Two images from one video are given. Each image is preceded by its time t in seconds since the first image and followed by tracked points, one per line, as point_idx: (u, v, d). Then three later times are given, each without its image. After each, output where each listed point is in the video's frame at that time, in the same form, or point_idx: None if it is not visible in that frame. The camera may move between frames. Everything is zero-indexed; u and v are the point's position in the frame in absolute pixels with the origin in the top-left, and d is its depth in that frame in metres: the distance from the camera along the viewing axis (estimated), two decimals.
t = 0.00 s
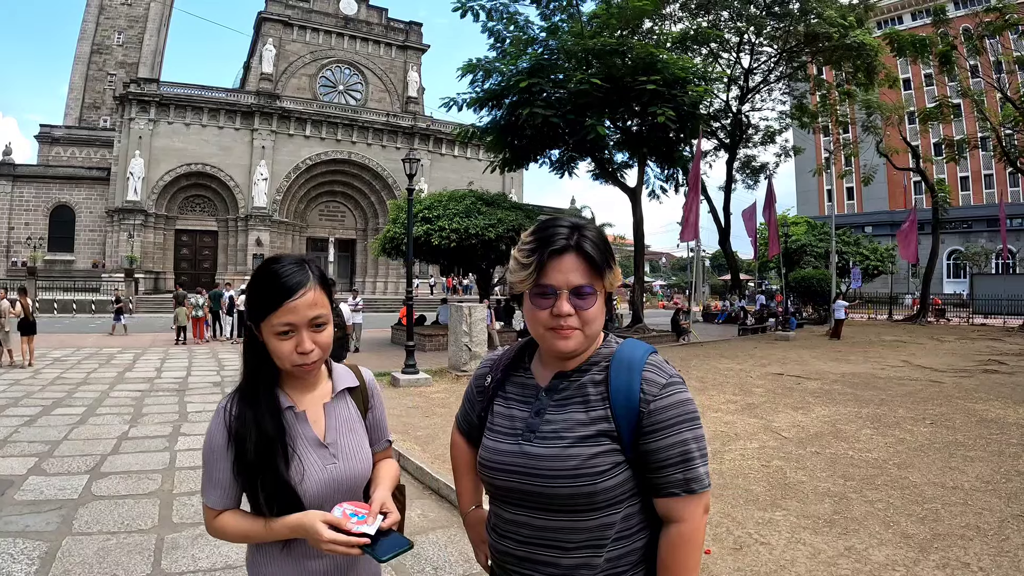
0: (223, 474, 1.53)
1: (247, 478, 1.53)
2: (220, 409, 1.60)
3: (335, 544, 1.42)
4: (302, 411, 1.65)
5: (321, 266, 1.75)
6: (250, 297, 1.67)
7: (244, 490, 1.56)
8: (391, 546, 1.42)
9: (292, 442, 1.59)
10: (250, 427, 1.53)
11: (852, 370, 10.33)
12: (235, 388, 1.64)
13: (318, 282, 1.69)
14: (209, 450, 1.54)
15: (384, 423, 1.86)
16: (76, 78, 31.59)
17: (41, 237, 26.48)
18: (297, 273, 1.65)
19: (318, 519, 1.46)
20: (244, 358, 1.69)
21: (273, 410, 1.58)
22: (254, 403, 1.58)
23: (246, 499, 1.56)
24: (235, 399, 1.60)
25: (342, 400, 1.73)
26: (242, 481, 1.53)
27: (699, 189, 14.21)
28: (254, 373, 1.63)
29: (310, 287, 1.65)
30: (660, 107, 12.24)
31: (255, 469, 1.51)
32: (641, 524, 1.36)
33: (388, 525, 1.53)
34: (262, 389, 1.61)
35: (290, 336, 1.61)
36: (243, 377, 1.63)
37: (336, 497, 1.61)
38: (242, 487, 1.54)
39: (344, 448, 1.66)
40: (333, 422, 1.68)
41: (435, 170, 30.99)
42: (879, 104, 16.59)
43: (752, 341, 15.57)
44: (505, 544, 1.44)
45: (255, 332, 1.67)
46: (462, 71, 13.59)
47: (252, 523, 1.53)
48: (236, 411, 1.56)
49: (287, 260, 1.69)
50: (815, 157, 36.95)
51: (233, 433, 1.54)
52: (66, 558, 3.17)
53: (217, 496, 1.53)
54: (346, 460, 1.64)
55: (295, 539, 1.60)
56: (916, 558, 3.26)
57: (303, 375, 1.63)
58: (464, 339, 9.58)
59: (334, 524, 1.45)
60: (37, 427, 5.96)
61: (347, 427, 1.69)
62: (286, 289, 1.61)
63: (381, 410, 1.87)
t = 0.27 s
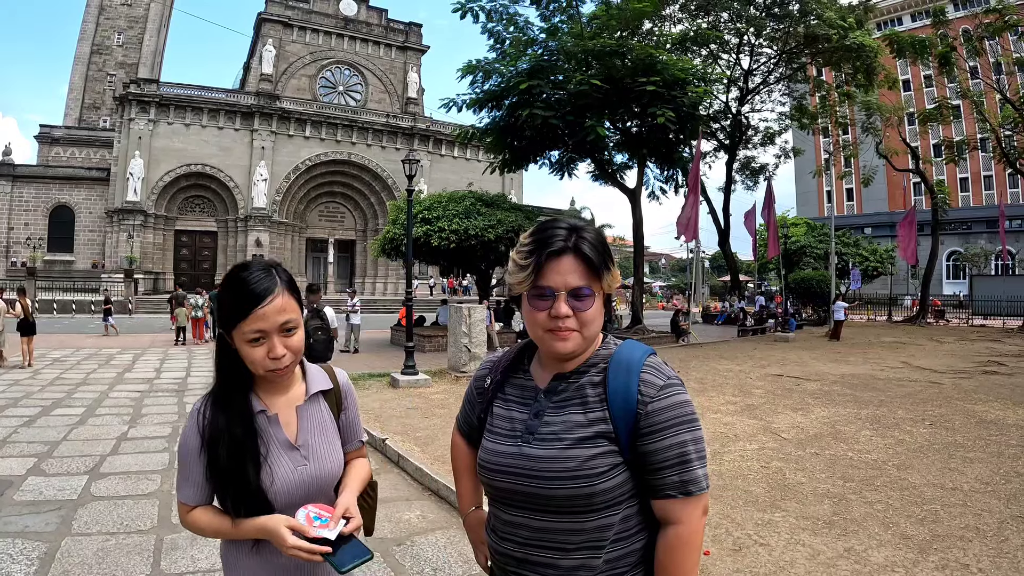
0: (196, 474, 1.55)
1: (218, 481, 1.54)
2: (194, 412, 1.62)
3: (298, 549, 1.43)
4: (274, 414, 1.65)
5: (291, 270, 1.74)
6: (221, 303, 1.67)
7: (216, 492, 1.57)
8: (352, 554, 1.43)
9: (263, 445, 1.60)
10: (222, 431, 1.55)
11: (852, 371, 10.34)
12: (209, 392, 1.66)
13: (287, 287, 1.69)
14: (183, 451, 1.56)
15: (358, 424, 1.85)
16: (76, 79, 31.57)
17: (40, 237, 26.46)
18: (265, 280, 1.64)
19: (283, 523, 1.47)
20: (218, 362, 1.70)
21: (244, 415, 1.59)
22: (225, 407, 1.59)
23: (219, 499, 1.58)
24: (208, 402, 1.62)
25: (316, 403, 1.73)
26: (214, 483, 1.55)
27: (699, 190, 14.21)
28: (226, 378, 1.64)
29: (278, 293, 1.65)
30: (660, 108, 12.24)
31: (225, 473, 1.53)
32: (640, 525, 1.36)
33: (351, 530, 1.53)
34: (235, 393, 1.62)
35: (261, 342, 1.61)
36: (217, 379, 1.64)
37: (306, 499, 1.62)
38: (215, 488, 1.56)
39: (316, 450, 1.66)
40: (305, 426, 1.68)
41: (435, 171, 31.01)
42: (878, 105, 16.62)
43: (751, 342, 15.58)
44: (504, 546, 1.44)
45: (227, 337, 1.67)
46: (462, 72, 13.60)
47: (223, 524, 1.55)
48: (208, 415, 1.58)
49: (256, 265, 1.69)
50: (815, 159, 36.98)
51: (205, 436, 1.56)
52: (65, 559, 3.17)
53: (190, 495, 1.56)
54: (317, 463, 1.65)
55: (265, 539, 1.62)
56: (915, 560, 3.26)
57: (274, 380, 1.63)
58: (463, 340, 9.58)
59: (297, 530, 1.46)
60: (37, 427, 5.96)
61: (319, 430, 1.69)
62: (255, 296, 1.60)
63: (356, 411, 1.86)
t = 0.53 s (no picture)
0: (178, 470, 1.56)
1: (199, 478, 1.55)
2: (177, 409, 1.62)
3: (275, 542, 1.43)
4: (254, 412, 1.65)
5: (271, 273, 1.75)
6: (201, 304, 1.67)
7: (198, 488, 1.58)
8: (330, 550, 1.43)
9: (243, 442, 1.61)
10: (203, 428, 1.55)
11: (851, 372, 10.35)
12: (192, 391, 1.66)
13: (266, 289, 1.70)
14: (166, 447, 1.57)
15: (341, 423, 1.84)
16: (76, 79, 31.57)
17: (40, 237, 26.45)
18: (244, 280, 1.65)
19: (262, 517, 1.48)
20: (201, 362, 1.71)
21: (225, 412, 1.59)
22: (206, 405, 1.59)
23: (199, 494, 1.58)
24: (191, 401, 1.62)
25: (297, 402, 1.73)
26: (196, 479, 1.55)
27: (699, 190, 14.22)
28: (207, 376, 1.64)
29: (258, 294, 1.65)
30: (660, 109, 12.25)
31: (205, 469, 1.54)
32: (640, 525, 1.36)
33: (329, 525, 1.53)
34: (216, 392, 1.62)
35: (241, 341, 1.61)
36: (197, 377, 1.64)
37: (287, 496, 1.62)
38: (196, 485, 1.57)
39: (295, 450, 1.66)
40: (286, 424, 1.67)
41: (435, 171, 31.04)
42: (878, 106, 16.61)
43: (751, 343, 15.60)
44: (505, 547, 1.44)
45: (208, 338, 1.67)
46: (462, 73, 13.60)
47: (203, 520, 1.55)
48: (190, 413, 1.59)
49: (237, 267, 1.70)
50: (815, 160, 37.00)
51: (187, 433, 1.56)
52: (65, 559, 3.17)
53: (172, 492, 1.56)
54: (298, 461, 1.65)
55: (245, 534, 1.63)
56: (914, 561, 3.26)
57: (256, 379, 1.63)
58: (463, 341, 9.59)
59: (275, 524, 1.46)
60: (36, 427, 5.96)
61: (300, 428, 1.69)
62: (235, 296, 1.61)
63: (339, 411, 1.86)
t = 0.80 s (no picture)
0: (166, 468, 1.56)
1: (186, 474, 1.55)
2: (165, 407, 1.63)
3: (259, 534, 1.44)
4: (240, 409, 1.65)
5: (255, 270, 1.75)
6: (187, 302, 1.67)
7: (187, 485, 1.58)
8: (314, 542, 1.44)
9: (229, 438, 1.61)
10: (189, 424, 1.56)
11: (851, 373, 10.35)
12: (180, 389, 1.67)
13: (250, 286, 1.70)
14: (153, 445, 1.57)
15: (331, 421, 1.84)
16: (77, 78, 31.57)
17: (40, 236, 26.43)
18: (229, 277, 1.65)
19: (246, 510, 1.48)
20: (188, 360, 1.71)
21: (210, 409, 1.59)
22: (192, 402, 1.60)
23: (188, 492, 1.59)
24: (177, 399, 1.63)
25: (284, 399, 1.73)
26: (184, 475, 1.55)
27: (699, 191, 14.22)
28: (193, 374, 1.64)
29: (242, 291, 1.65)
30: (660, 110, 12.24)
31: (191, 466, 1.54)
32: (640, 526, 1.36)
33: (315, 520, 1.53)
34: (202, 389, 1.62)
35: (226, 338, 1.61)
36: (183, 375, 1.64)
37: (274, 492, 1.62)
38: (184, 483, 1.57)
39: (283, 447, 1.65)
40: (272, 422, 1.67)
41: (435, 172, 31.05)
42: (879, 107, 16.60)
43: (751, 344, 15.59)
44: (506, 546, 1.44)
45: (194, 336, 1.67)
46: (462, 73, 13.60)
47: (191, 517, 1.56)
48: (177, 410, 1.59)
49: (221, 265, 1.70)
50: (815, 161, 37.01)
51: (175, 431, 1.57)
52: (64, 558, 3.17)
53: (161, 489, 1.56)
54: (286, 457, 1.65)
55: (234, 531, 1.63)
56: (914, 562, 3.26)
57: (241, 375, 1.63)
58: (463, 341, 9.59)
59: (259, 517, 1.47)
60: (35, 426, 5.95)
61: (287, 425, 1.69)
62: (218, 293, 1.61)
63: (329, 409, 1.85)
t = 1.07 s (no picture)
0: (161, 466, 1.56)
1: (182, 472, 1.55)
2: (161, 406, 1.63)
3: (254, 531, 1.44)
4: (237, 408, 1.65)
5: (251, 270, 1.75)
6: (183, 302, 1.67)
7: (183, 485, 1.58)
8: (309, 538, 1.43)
9: (225, 437, 1.61)
10: (185, 422, 1.56)
11: (851, 374, 10.35)
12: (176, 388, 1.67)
13: (245, 285, 1.70)
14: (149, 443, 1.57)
15: (328, 420, 1.83)
16: (77, 77, 31.58)
17: (40, 235, 26.43)
18: (224, 277, 1.66)
19: (241, 507, 1.48)
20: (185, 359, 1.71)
21: (205, 408, 1.59)
22: (187, 401, 1.60)
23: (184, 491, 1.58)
24: (174, 398, 1.63)
25: (280, 398, 1.73)
26: (179, 475, 1.55)
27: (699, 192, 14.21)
28: (189, 372, 1.64)
29: (237, 290, 1.65)
30: (660, 110, 12.23)
31: (186, 464, 1.54)
32: (639, 525, 1.36)
33: (312, 518, 1.53)
34: (198, 388, 1.62)
35: (222, 337, 1.61)
36: (180, 375, 1.64)
37: (270, 491, 1.62)
38: (181, 481, 1.57)
39: (280, 445, 1.66)
40: (269, 421, 1.67)
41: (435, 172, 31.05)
42: (879, 108, 16.58)
43: (751, 345, 15.58)
44: (508, 547, 1.44)
45: (190, 335, 1.67)
46: (463, 73, 13.60)
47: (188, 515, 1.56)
48: (173, 409, 1.59)
49: (218, 265, 1.70)
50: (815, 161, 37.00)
51: (170, 430, 1.57)
52: (63, 557, 3.17)
53: (157, 488, 1.56)
54: (283, 455, 1.65)
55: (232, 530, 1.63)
56: (913, 563, 3.26)
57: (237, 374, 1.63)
58: (463, 341, 9.59)
59: (254, 513, 1.47)
60: (35, 426, 5.95)
61: (284, 424, 1.69)
62: (213, 292, 1.61)
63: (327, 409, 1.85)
